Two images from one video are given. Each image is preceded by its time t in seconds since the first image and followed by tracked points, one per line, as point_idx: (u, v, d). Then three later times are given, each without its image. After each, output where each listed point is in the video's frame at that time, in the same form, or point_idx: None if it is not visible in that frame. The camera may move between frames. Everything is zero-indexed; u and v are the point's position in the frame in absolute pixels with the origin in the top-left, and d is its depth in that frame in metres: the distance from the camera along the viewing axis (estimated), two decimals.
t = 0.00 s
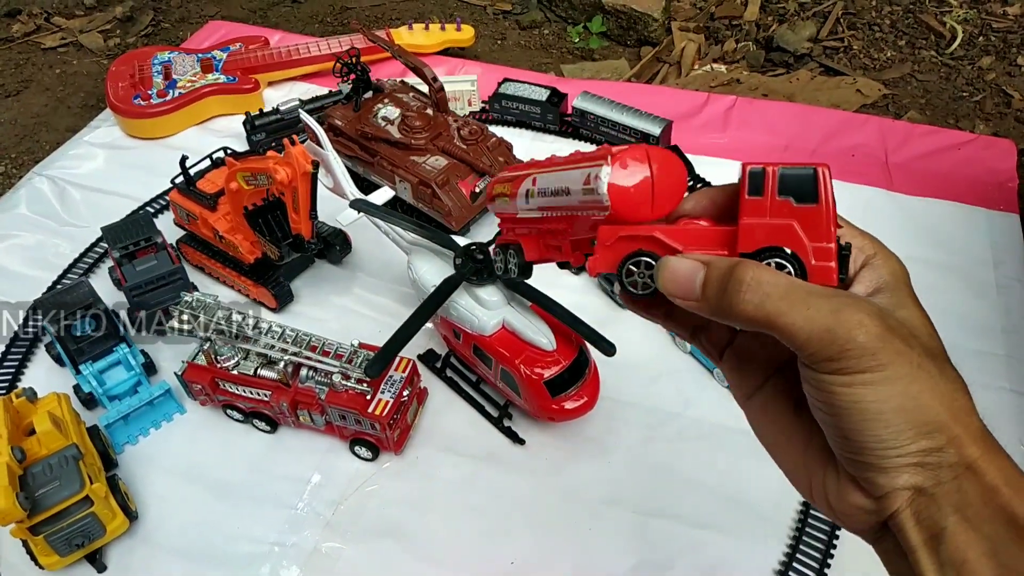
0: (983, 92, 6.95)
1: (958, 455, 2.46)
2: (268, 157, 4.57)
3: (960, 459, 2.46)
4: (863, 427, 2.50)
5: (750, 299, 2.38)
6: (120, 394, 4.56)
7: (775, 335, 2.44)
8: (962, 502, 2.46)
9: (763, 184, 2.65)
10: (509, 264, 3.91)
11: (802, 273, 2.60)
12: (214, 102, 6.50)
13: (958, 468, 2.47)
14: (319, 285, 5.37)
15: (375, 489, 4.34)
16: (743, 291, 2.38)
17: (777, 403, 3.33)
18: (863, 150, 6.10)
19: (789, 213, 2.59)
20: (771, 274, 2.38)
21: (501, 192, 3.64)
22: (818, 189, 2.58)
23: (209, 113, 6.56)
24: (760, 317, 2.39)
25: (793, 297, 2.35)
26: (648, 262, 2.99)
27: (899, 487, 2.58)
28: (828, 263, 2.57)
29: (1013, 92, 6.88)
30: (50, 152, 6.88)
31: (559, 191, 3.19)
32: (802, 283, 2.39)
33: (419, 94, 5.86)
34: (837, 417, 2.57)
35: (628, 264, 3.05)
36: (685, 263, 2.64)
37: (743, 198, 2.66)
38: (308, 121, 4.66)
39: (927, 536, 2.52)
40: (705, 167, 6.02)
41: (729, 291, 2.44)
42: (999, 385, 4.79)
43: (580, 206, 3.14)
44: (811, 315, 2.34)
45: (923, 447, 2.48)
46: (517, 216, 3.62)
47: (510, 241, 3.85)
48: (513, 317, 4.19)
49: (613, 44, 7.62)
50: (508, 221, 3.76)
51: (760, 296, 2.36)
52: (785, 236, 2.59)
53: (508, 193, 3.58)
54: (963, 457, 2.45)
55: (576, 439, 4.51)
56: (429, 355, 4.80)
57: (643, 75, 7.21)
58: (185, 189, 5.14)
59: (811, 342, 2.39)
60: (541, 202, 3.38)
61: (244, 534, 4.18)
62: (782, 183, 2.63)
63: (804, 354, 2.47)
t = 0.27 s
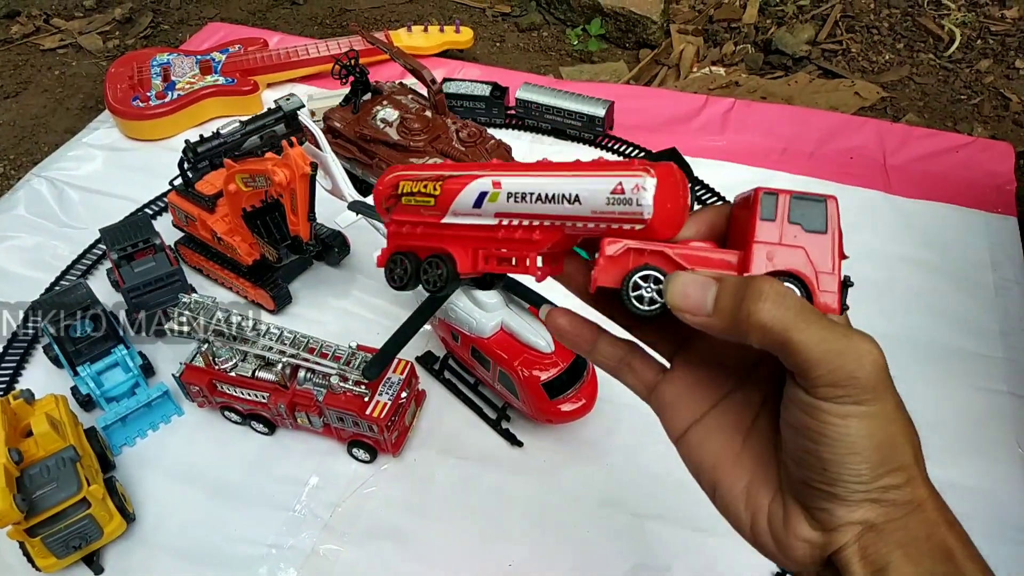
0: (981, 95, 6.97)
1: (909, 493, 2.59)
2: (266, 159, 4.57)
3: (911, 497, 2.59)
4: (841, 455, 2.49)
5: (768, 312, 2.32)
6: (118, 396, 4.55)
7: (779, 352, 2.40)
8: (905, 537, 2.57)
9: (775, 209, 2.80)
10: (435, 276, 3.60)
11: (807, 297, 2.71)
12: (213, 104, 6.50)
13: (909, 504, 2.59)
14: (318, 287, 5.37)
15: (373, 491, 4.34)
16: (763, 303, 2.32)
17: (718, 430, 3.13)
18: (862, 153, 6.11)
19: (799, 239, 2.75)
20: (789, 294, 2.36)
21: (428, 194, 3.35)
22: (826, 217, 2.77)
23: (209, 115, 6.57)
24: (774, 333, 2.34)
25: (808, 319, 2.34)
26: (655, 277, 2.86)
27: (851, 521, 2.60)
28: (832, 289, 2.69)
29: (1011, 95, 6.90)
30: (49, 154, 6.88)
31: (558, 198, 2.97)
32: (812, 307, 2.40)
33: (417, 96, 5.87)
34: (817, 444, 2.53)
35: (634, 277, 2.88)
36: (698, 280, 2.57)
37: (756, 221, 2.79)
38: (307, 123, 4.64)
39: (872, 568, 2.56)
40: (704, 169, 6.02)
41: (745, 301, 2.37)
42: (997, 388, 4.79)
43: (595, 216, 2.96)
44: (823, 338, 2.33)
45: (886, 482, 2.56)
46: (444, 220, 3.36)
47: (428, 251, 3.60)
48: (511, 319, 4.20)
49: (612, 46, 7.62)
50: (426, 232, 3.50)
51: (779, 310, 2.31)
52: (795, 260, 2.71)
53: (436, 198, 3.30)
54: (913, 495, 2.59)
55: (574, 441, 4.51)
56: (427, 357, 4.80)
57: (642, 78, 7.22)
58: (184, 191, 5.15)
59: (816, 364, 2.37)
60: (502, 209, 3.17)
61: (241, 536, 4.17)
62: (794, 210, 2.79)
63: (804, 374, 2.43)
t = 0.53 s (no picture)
0: (979, 95, 6.99)
1: (878, 503, 2.69)
2: (265, 160, 4.58)
3: (879, 507, 2.69)
4: (820, 465, 2.54)
5: (757, 315, 2.36)
6: (118, 396, 4.56)
7: (766, 356, 2.44)
8: (872, 547, 2.70)
9: (758, 213, 2.89)
10: (406, 304, 3.07)
11: (794, 298, 2.84)
12: (212, 105, 6.50)
13: (875, 514, 2.69)
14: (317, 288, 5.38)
15: (372, 491, 4.34)
16: (752, 305, 2.36)
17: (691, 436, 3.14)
18: (860, 154, 6.13)
19: (784, 241, 2.85)
20: (779, 300, 2.40)
21: (384, 215, 2.87)
22: (808, 220, 2.89)
23: (208, 116, 6.57)
24: (761, 337, 2.38)
25: (797, 325, 2.38)
26: (644, 284, 2.85)
27: (821, 529, 2.67)
28: (817, 289, 2.82)
29: (1009, 96, 6.92)
30: (48, 155, 6.88)
31: (558, 211, 2.84)
32: (799, 315, 2.44)
33: (416, 97, 5.87)
34: (797, 453, 2.56)
35: (623, 285, 2.87)
36: (687, 284, 2.61)
37: (740, 226, 2.88)
38: (308, 124, 4.56)
39: None
40: (703, 170, 6.03)
41: (734, 303, 2.42)
42: (995, 388, 4.80)
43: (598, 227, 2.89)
44: (810, 345, 2.38)
45: (858, 492, 2.64)
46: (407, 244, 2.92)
47: (385, 281, 3.05)
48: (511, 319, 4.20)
49: (611, 47, 7.63)
50: (381, 259, 2.97)
51: (767, 313, 2.36)
52: (781, 262, 2.83)
53: (398, 219, 2.86)
54: (880, 505, 2.69)
55: (574, 441, 4.52)
56: (427, 357, 4.80)
57: (641, 78, 7.23)
58: (183, 192, 5.14)
59: (801, 371, 2.41)
60: (486, 227, 2.88)
61: (241, 537, 4.18)
62: (777, 213, 2.89)
63: (788, 380, 2.47)
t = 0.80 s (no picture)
0: (988, 98, 6.93)
1: (888, 509, 2.63)
2: (270, 164, 4.55)
3: (889, 513, 2.63)
4: (830, 469, 2.49)
5: (766, 317, 2.31)
6: (122, 402, 4.53)
7: (775, 358, 2.39)
8: (882, 554, 2.64)
9: (766, 213, 2.84)
10: (405, 306, 3.03)
11: (802, 300, 2.79)
12: (216, 109, 6.48)
13: (884, 519, 2.64)
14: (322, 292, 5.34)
15: (377, 497, 4.30)
16: (761, 307, 2.32)
17: (695, 441, 3.08)
18: (869, 156, 6.07)
19: (792, 242, 2.80)
20: (787, 301, 2.36)
21: (382, 213, 2.83)
22: (817, 222, 2.85)
23: (212, 120, 6.55)
24: (770, 338, 2.33)
25: (806, 327, 2.33)
26: (650, 285, 2.81)
27: (830, 535, 2.62)
28: (826, 290, 2.78)
29: (1018, 98, 6.86)
30: (53, 160, 6.86)
31: (563, 210, 2.81)
32: (808, 316, 2.40)
33: (421, 101, 5.81)
34: (807, 457, 2.50)
35: (628, 286, 2.82)
36: (694, 288, 2.57)
37: (748, 226, 2.83)
38: (311, 127, 4.51)
39: None
40: (710, 173, 5.98)
41: (742, 304, 2.37)
42: (1008, 393, 4.74)
43: (606, 226, 2.85)
44: (820, 347, 2.33)
45: (868, 497, 2.58)
46: (407, 243, 2.88)
47: (382, 282, 3.01)
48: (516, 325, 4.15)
49: (616, 50, 7.60)
50: (378, 258, 2.93)
51: (776, 315, 2.31)
52: (790, 263, 2.77)
53: (397, 217, 2.82)
54: (890, 511, 2.63)
55: (580, 447, 4.47)
56: (432, 363, 4.76)
57: (647, 81, 7.19)
58: (187, 197, 5.10)
59: (811, 374, 2.36)
60: (490, 226, 2.84)
61: (245, 543, 4.14)
62: (784, 214, 2.84)
63: (797, 383, 2.42)
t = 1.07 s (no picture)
0: (991, 98, 6.92)
1: (891, 512, 2.64)
2: (274, 164, 4.57)
3: (893, 516, 2.64)
4: (836, 472, 2.50)
5: (774, 321, 2.33)
6: (126, 402, 4.53)
7: (782, 361, 2.40)
8: (885, 557, 2.64)
9: (774, 218, 2.84)
10: (414, 304, 3.02)
11: (808, 304, 2.79)
12: (219, 110, 6.50)
13: (888, 523, 2.64)
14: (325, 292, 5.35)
15: (380, 496, 4.30)
16: (769, 311, 2.33)
17: (700, 443, 3.08)
18: (872, 156, 6.07)
19: (799, 247, 2.80)
20: (794, 304, 2.38)
21: (393, 209, 2.83)
22: (824, 227, 2.84)
23: (216, 121, 6.56)
24: (777, 341, 2.35)
25: (813, 330, 2.35)
26: (658, 288, 2.83)
27: (834, 537, 2.62)
28: (832, 296, 2.78)
29: (1021, 99, 6.86)
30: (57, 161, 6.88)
31: (575, 211, 2.82)
32: (814, 320, 2.41)
33: (424, 102, 5.82)
34: (813, 460, 2.51)
35: (637, 288, 2.84)
36: (702, 290, 2.58)
37: (756, 230, 2.83)
38: (314, 127, 4.54)
39: None
40: (712, 173, 5.98)
41: (750, 307, 2.38)
42: (1012, 393, 4.73)
43: (616, 228, 2.86)
44: (825, 351, 2.35)
45: (872, 500, 2.59)
46: (416, 241, 2.89)
47: (391, 280, 3.01)
48: (519, 324, 4.16)
49: (619, 51, 7.60)
50: (387, 255, 2.93)
51: (784, 319, 2.33)
52: (797, 269, 2.77)
53: (407, 214, 2.83)
54: (894, 515, 2.64)
55: (584, 447, 4.47)
56: (435, 363, 4.76)
57: (649, 82, 7.20)
58: (191, 196, 5.10)
59: (818, 377, 2.37)
60: (500, 226, 2.85)
61: (249, 543, 4.14)
62: (792, 219, 2.84)
63: (804, 386, 2.43)
